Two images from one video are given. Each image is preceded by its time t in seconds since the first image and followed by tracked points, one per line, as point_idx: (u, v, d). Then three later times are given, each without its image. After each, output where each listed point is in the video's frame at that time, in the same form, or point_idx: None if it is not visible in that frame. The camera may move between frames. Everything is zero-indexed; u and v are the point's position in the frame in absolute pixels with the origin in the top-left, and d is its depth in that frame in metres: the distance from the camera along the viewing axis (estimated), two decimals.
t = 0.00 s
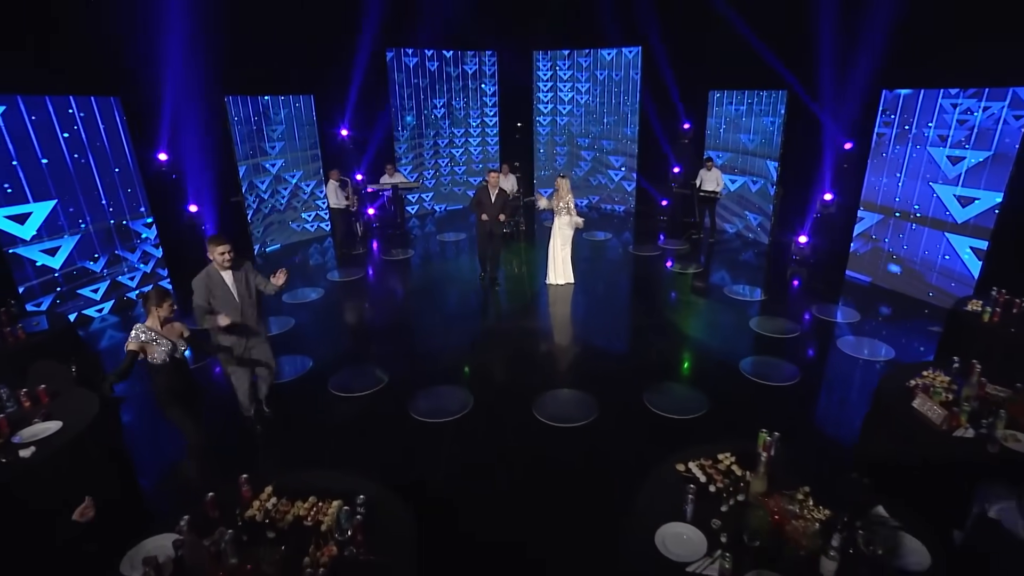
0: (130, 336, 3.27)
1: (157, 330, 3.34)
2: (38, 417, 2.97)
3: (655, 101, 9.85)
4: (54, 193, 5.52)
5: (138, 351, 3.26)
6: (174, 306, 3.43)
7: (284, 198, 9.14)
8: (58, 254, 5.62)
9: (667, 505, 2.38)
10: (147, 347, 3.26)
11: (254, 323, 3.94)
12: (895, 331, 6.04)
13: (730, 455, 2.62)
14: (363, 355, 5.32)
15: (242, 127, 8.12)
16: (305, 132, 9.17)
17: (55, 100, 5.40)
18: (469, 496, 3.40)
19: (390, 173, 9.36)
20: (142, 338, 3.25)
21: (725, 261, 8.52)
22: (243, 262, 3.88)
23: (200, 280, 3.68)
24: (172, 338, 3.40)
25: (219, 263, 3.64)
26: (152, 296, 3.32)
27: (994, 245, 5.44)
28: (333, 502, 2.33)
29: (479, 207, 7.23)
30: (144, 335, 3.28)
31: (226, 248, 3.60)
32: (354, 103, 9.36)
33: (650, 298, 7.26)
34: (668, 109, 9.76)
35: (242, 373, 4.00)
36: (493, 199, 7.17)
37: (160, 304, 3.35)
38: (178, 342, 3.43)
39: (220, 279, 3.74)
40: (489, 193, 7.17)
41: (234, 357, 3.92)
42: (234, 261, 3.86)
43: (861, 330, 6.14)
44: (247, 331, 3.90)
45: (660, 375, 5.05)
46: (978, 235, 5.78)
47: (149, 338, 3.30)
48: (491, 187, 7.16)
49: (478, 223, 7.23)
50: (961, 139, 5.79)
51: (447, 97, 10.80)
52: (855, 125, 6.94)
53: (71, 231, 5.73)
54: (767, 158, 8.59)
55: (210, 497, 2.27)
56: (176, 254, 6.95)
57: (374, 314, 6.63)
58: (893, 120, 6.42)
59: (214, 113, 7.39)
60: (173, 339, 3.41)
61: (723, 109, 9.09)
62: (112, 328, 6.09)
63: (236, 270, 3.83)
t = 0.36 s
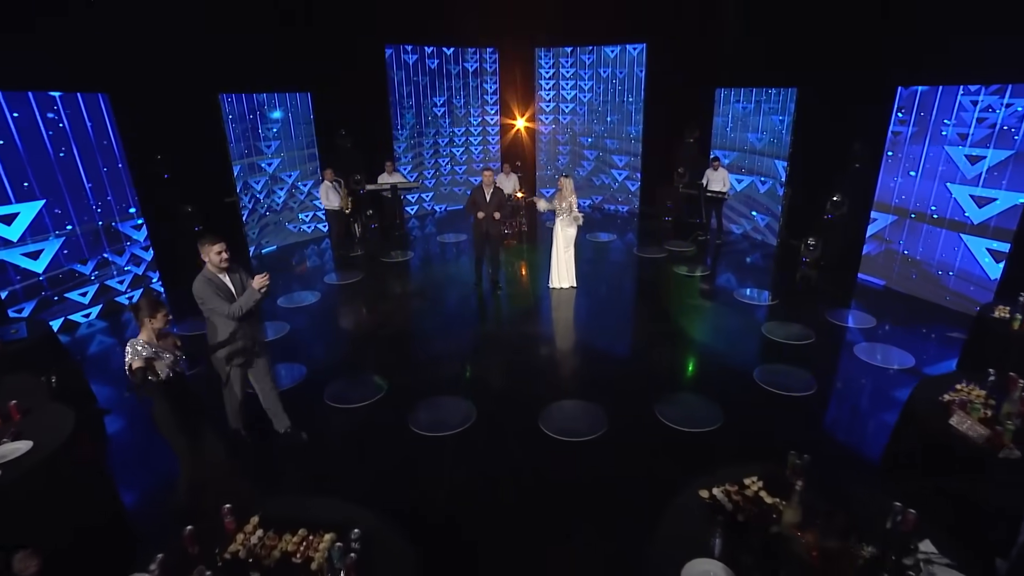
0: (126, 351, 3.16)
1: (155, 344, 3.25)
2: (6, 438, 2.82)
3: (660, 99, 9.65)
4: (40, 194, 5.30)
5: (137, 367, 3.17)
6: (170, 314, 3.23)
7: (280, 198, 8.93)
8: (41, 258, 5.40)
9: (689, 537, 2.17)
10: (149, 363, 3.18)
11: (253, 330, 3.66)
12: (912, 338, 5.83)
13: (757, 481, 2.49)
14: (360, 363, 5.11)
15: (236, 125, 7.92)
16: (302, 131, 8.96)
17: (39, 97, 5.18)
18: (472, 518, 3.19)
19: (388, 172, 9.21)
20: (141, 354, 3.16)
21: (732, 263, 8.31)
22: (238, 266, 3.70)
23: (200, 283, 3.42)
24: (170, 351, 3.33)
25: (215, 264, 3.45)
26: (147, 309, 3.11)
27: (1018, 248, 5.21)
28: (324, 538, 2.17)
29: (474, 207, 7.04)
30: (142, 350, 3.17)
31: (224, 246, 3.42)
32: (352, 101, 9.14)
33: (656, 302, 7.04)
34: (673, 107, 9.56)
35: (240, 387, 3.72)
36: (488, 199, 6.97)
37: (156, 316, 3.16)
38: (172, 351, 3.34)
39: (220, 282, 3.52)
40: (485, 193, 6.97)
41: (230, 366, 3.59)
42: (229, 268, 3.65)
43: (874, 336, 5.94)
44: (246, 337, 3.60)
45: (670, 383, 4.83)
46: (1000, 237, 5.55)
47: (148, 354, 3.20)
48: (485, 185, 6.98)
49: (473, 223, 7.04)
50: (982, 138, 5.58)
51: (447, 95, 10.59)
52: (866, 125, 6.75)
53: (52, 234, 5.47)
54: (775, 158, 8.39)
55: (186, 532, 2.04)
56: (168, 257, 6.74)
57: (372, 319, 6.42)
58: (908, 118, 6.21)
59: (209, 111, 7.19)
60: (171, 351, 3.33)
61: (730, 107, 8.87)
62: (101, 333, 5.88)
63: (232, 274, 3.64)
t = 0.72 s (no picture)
0: (123, 377, 2.80)
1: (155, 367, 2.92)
2: None
3: (663, 97, 9.44)
4: (18, 194, 5.07)
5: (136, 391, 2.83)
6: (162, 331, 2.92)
7: (274, 199, 8.69)
8: (19, 262, 5.17)
9: None
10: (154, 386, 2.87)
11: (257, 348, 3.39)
12: (928, 344, 5.65)
13: (786, 512, 2.31)
14: (354, 374, 4.87)
15: (229, 124, 7.69)
16: (296, 130, 8.73)
17: (18, 92, 4.96)
18: (475, 545, 2.98)
19: (388, 171, 9.15)
20: (144, 378, 2.83)
21: (738, 266, 8.09)
22: (238, 282, 3.44)
23: (196, 301, 3.14)
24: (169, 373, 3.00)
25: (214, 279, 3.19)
26: (141, 327, 2.80)
27: None
28: None
29: (466, 209, 6.82)
30: (143, 373, 2.84)
31: (224, 260, 3.16)
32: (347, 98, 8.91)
33: (660, 305, 6.82)
34: (677, 106, 9.35)
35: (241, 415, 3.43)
36: (479, 200, 6.76)
37: (151, 334, 2.84)
38: (167, 371, 3.02)
39: (218, 299, 3.25)
40: (475, 194, 6.74)
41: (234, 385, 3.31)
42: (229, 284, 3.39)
43: (887, 342, 5.73)
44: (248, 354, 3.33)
45: (679, 394, 4.60)
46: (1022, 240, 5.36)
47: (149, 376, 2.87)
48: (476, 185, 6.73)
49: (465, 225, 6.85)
50: (1002, 137, 5.38)
51: (446, 93, 10.38)
52: (878, 124, 6.54)
53: (32, 236, 5.23)
54: (782, 157, 8.18)
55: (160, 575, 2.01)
56: (156, 260, 6.52)
57: (366, 326, 6.20)
58: (924, 116, 6.00)
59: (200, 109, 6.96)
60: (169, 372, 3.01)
61: (736, 105, 8.66)
62: (85, 340, 5.64)
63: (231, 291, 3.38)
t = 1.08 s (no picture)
0: (102, 402, 2.45)
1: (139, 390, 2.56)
2: None
3: (667, 96, 9.23)
4: None
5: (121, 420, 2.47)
6: (144, 348, 2.57)
7: (267, 200, 8.46)
8: None
9: None
10: (138, 412, 2.49)
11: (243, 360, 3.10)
12: (943, 351, 5.44)
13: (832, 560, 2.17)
14: (347, 386, 4.64)
15: (219, 122, 7.44)
16: (290, 129, 8.50)
17: None
18: None
19: (384, 171, 8.86)
20: (126, 403, 2.47)
21: (743, 268, 7.88)
22: (224, 284, 3.15)
23: (173, 306, 2.89)
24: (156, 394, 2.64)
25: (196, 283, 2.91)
26: (118, 346, 2.45)
27: None
28: None
29: (461, 211, 6.58)
30: (125, 399, 2.48)
31: (204, 267, 2.89)
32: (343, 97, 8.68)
33: (663, 309, 6.61)
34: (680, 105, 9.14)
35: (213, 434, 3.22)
36: (473, 201, 6.49)
37: (130, 354, 2.48)
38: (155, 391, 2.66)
39: (199, 304, 2.98)
40: (469, 195, 6.47)
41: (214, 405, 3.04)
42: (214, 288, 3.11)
43: (900, 350, 5.53)
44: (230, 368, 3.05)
45: (687, 406, 4.39)
46: None
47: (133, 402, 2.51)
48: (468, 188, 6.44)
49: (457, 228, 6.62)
50: (1022, 137, 5.11)
51: (444, 91, 10.16)
52: (890, 123, 6.33)
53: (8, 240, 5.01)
54: (789, 157, 7.97)
55: None
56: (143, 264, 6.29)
57: (359, 331, 5.98)
58: (940, 115, 5.78)
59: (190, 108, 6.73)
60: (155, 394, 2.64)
61: (741, 103, 8.43)
62: (67, 348, 5.42)
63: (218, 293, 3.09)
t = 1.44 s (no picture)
0: (74, 441, 2.22)
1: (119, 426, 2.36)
2: None
3: (669, 95, 9.03)
4: None
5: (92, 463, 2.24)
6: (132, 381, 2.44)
7: (259, 201, 8.22)
8: None
9: None
10: (111, 455, 2.26)
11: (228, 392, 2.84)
12: (958, 358, 5.23)
13: None
14: (336, 400, 4.41)
15: (209, 121, 7.21)
16: (283, 128, 8.26)
17: None
18: None
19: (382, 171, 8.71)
20: (98, 447, 2.23)
21: (748, 271, 7.66)
22: (215, 301, 2.75)
23: (148, 327, 2.63)
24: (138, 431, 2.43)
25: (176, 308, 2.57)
26: (102, 378, 2.32)
27: None
28: None
29: (456, 214, 6.38)
30: (99, 441, 2.24)
31: (185, 295, 2.52)
32: (337, 95, 8.47)
33: (667, 314, 6.39)
34: (684, 103, 8.93)
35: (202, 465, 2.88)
36: (469, 204, 6.32)
37: (116, 387, 2.36)
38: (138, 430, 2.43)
39: (175, 327, 2.67)
40: (465, 198, 6.31)
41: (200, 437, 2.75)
42: (202, 306, 2.71)
43: (915, 357, 5.32)
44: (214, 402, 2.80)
45: (695, 420, 4.17)
46: None
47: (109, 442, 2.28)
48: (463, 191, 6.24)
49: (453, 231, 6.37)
50: None
51: (442, 90, 9.94)
52: (902, 123, 6.13)
53: None
54: (796, 157, 7.76)
55: None
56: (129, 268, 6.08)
57: (353, 338, 5.77)
58: (956, 112, 5.53)
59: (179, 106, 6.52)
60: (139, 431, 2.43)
61: (746, 102, 8.22)
62: (48, 355, 5.21)
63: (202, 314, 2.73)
